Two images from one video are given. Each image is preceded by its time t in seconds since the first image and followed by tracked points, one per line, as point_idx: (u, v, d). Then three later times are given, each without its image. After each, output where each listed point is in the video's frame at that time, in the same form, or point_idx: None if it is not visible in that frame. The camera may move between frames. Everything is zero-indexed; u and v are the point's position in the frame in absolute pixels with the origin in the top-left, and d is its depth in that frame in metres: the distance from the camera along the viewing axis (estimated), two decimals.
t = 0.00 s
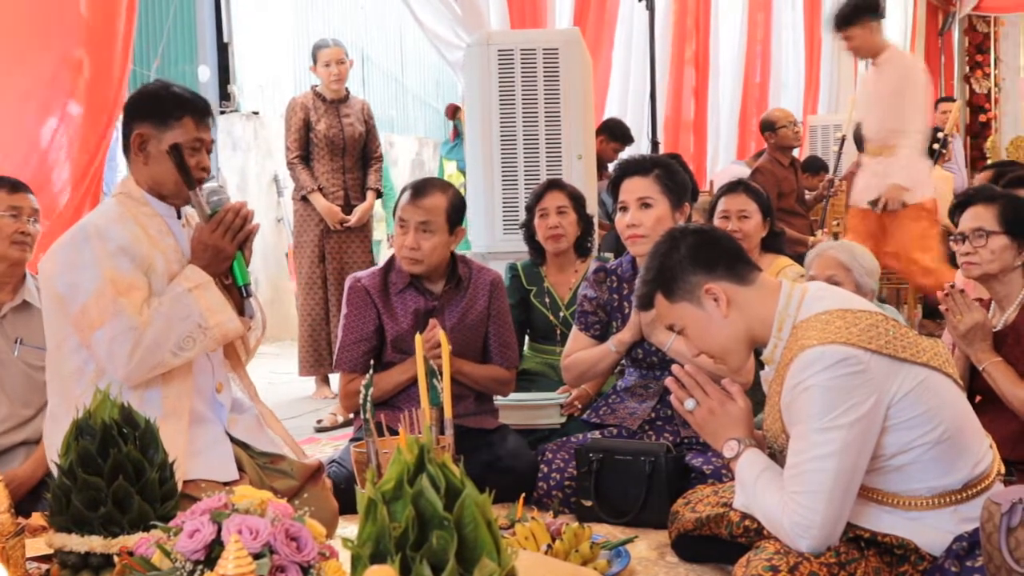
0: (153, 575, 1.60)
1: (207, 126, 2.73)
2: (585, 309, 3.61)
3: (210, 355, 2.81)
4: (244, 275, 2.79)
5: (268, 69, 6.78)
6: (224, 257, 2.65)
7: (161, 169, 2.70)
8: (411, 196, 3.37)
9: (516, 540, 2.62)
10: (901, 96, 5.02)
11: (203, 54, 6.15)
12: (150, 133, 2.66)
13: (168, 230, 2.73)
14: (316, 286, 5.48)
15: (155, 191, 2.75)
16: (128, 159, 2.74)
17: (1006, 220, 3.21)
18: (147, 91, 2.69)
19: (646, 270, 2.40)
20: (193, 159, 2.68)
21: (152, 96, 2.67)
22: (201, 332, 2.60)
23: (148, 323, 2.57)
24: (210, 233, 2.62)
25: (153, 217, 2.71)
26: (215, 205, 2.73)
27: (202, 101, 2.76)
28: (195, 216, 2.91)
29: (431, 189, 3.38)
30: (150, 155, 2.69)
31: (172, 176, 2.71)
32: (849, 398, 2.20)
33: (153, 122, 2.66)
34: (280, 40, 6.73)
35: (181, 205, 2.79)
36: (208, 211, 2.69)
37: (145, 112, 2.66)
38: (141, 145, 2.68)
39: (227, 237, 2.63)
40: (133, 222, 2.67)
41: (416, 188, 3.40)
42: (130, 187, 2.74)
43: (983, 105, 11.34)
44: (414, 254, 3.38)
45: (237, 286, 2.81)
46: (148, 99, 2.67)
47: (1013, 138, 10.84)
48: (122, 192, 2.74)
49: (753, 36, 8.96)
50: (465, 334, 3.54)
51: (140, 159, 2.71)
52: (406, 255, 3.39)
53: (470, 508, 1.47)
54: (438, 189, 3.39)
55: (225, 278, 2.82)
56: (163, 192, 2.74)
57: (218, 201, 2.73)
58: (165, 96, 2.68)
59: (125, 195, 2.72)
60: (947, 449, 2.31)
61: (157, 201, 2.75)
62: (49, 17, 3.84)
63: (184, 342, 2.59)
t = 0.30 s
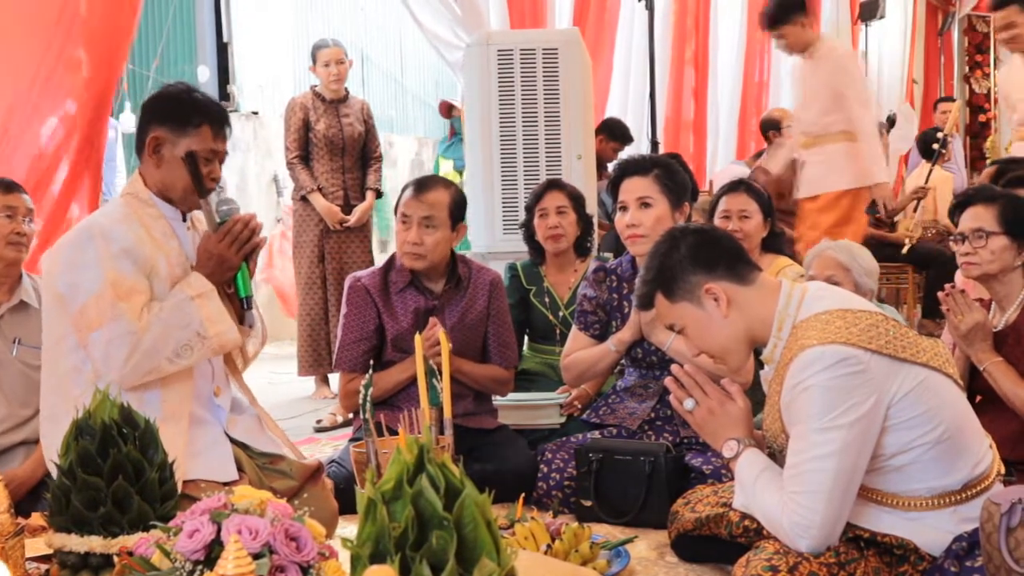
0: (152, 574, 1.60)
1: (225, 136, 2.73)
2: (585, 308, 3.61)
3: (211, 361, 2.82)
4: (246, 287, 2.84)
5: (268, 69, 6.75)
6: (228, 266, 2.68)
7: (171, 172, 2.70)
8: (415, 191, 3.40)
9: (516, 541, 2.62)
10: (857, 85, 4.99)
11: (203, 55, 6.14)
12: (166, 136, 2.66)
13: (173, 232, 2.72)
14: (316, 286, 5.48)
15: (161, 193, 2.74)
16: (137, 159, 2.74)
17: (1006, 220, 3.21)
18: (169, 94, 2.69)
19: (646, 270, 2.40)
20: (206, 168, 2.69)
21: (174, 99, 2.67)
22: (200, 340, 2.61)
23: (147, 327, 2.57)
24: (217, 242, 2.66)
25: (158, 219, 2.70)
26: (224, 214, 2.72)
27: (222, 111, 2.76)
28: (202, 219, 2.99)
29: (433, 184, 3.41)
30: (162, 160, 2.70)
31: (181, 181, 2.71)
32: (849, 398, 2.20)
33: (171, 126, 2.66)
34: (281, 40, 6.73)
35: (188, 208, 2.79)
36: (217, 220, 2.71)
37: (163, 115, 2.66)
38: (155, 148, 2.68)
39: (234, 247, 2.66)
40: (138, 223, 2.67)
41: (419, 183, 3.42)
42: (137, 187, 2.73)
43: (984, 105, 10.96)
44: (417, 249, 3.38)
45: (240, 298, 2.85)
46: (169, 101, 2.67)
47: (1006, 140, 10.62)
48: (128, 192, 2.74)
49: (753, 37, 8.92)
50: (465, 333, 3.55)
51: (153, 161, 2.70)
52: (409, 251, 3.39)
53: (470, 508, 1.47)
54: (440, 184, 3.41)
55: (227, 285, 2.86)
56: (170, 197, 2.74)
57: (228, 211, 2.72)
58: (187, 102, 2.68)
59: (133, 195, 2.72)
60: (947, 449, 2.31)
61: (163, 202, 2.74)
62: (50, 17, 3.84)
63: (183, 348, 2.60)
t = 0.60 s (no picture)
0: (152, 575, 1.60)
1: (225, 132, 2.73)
2: (585, 308, 3.62)
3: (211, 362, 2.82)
4: (247, 290, 2.85)
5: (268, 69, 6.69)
6: (229, 269, 2.67)
7: (173, 172, 2.69)
8: (415, 191, 3.39)
9: (516, 541, 2.62)
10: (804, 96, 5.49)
11: (203, 55, 6.03)
12: (166, 136, 2.66)
13: (171, 232, 2.73)
14: (316, 286, 5.48)
15: (161, 194, 2.74)
16: (137, 159, 2.73)
17: (1007, 220, 3.21)
18: (167, 93, 2.70)
19: (646, 269, 2.40)
20: (206, 166, 2.69)
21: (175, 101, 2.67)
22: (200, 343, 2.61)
23: (146, 328, 2.57)
24: (218, 245, 2.66)
25: (156, 219, 2.71)
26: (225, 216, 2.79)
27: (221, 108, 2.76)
28: (201, 220, 2.99)
29: (434, 183, 3.40)
30: (161, 160, 2.69)
31: (182, 182, 2.70)
32: (849, 398, 2.20)
33: (170, 125, 2.66)
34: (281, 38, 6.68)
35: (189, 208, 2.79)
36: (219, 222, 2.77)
37: (162, 115, 2.66)
38: (155, 147, 2.68)
39: (235, 250, 2.66)
40: (136, 223, 2.67)
41: (419, 183, 3.41)
42: (135, 186, 2.73)
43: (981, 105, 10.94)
44: (418, 248, 3.38)
45: (240, 300, 2.87)
46: (166, 99, 2.68)
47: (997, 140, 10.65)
48: (126, 192, 2.73)
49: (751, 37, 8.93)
50: (464, 332, 3.55)
51: (153, 161, 2.70)
52: (410, 249, 3.39)
53: (470, 508, 1.47)
54: (441, 183, 3.41)
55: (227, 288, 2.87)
56: (170, 197, 2.74)
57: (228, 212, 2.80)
58: (184, 100, 2.68)
59: (130, 195, 2.72)
60: (947, 449, 2.31)
61: (161, 202, 2.74)
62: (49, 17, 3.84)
63: (181, 349, 2.60)
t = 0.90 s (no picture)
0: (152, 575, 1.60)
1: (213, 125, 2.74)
2: (585, 307, 3.62)
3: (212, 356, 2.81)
4: (246, 285, 2.84)
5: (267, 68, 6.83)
6: (228, 264, 2.68)
7: (168, 172, 2.70)
8: (415, 191, 3.39)
9: (516, 541, 2.62)
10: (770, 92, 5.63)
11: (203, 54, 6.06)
12: (157, 135, 2.66)
13: (168, 228, 2.73)
14: (317, 286, 5.48)
15: (158, 192, 2.74)
16: (131, 159, 2.73)
17: (1007, 220, 3.21)
18: (150, 91, 2.69)
19: (646, 269, 2.40)
20: (201, 160, 2.70)
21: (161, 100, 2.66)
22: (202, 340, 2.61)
23: (149, 324, 2.58)
24: (217, 241, 2.66)
25: (153, 216, 2.71)
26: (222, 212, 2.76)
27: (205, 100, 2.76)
28: (197, 216, 2.98)
29: (434, 183, 3.40)
30: (156, 158, 2.69)
31: (179, 181, 2.71)
32: (849, 398, 2.20)
33: (161, 124, 2.66)
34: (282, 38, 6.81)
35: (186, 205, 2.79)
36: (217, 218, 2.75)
37: (153, 114, 2.66)
38: (148, 147, 2.68)
39: (233, 246, 2.66)
40: (135, 221, 2.67)
41: (419, 183, 3.41)
42: (128, 185, 2.73)
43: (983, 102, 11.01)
44: (419, 247, 3.38)
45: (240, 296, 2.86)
46: (151, 98, 2.67)
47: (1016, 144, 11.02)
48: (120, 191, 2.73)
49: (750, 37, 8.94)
50: (464, 332, 3.55)
51: (147, 161, 2.70)
52: (410, 249, 3.39)
53: (470, 508, 1.47)
54: (440, 183, 3.41)
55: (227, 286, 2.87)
56: (167, 196, 2.74)
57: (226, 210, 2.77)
58: (168, 98, 2.67)
59: (126, 194, 2.72)
60: (946, 449, 2.31)
61: (157, 200, 2.75)
62: (51, 15, 3.85)
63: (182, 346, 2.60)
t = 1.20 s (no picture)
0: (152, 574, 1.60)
1: (208, 125, 2.73)
2: (585, 307, 3.61)
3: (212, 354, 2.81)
4: (244, 281, 2.84)
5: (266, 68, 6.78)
6: (224, 262, 2.68)
7: (164, 170, 2.70)
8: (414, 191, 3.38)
9: (515, 541, 2.62)
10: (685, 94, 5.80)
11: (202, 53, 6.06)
12: (151, 135, 2.66)
13: (168, 228, 2.72)
14: (318, 285, 5.48)
15: (156, 191, 2.74)
16: (127, 158, 2.73)
17: (1007, 220, 3.21)
18: (147, 91, 2.68)
19: (646, 269, 2.40)
20: (195, 160, 2.69)
21: (153, 98, 2.66)
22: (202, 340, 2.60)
23: (147, 323, 2.57)
24: (211, 238, 2.66)
25: (152, 216, 2.70)
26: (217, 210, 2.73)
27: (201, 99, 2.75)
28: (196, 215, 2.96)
29: (433, 182, 3.39)
30: (152, 158, 2.69)
31: (177, 179, 2.71)
32: (849, 398, 2.20)
33: (156, 124, 2.66)
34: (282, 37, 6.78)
35: (185, 203, 2.79)
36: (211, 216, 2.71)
37: (149, 113, 2.66)
38: (143, 147, 2.68)
39: (228, 243, 2.66)
40: (134, 221, 2.67)
41: (419, 182, 3.41)
42: (128, 185, 2.73)
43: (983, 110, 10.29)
44: (420, 247, 3.38)
45: (238, 292, 2.84)
46: (147, 98, 2.67)
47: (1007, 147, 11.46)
48: (120, 191, 2.74)
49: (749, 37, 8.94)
50: (463, 332, 3.55)
51: (143, 161, 2.70)
52: (411, 249, 3.39)
53: (470, 508, 1.47)
54: (440, 182, 3.41)
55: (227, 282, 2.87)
56: (165, 194, 2.74)
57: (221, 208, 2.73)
58: (164, 97, 2.67)
59: (124, 194, 2.72)
60: (946, 449, 2.31)
61: (156, 199, 2.74)
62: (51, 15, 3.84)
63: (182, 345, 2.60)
